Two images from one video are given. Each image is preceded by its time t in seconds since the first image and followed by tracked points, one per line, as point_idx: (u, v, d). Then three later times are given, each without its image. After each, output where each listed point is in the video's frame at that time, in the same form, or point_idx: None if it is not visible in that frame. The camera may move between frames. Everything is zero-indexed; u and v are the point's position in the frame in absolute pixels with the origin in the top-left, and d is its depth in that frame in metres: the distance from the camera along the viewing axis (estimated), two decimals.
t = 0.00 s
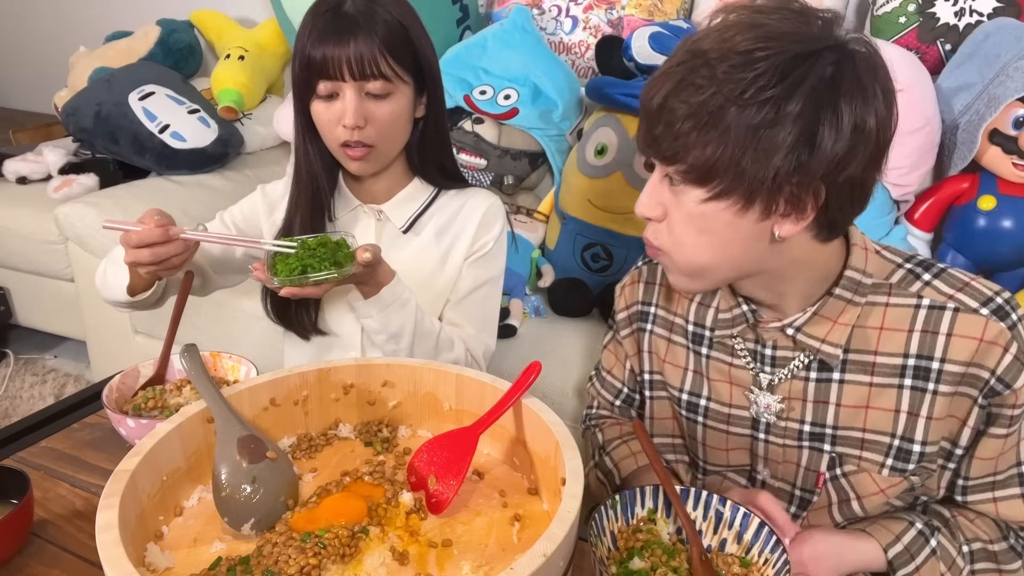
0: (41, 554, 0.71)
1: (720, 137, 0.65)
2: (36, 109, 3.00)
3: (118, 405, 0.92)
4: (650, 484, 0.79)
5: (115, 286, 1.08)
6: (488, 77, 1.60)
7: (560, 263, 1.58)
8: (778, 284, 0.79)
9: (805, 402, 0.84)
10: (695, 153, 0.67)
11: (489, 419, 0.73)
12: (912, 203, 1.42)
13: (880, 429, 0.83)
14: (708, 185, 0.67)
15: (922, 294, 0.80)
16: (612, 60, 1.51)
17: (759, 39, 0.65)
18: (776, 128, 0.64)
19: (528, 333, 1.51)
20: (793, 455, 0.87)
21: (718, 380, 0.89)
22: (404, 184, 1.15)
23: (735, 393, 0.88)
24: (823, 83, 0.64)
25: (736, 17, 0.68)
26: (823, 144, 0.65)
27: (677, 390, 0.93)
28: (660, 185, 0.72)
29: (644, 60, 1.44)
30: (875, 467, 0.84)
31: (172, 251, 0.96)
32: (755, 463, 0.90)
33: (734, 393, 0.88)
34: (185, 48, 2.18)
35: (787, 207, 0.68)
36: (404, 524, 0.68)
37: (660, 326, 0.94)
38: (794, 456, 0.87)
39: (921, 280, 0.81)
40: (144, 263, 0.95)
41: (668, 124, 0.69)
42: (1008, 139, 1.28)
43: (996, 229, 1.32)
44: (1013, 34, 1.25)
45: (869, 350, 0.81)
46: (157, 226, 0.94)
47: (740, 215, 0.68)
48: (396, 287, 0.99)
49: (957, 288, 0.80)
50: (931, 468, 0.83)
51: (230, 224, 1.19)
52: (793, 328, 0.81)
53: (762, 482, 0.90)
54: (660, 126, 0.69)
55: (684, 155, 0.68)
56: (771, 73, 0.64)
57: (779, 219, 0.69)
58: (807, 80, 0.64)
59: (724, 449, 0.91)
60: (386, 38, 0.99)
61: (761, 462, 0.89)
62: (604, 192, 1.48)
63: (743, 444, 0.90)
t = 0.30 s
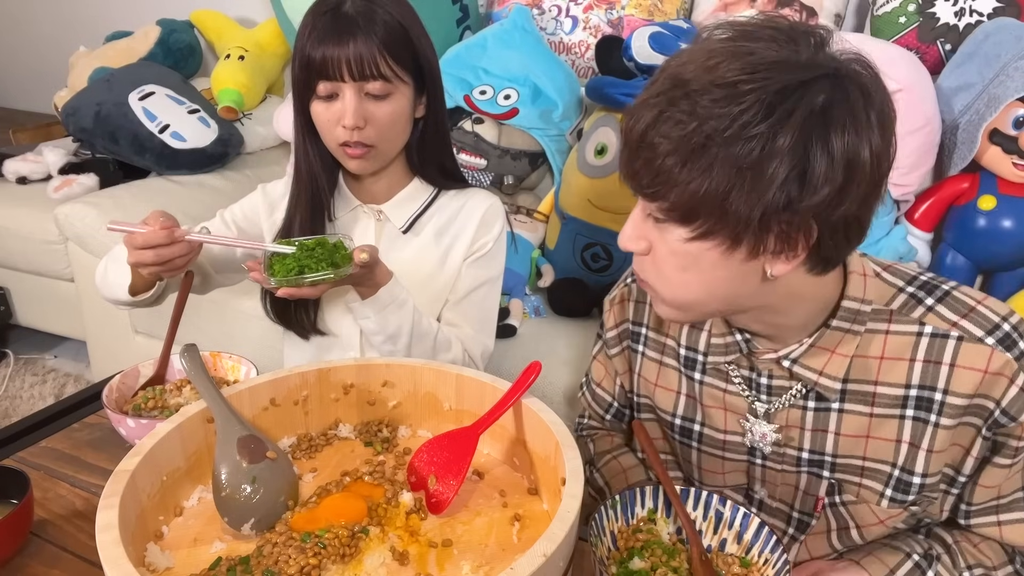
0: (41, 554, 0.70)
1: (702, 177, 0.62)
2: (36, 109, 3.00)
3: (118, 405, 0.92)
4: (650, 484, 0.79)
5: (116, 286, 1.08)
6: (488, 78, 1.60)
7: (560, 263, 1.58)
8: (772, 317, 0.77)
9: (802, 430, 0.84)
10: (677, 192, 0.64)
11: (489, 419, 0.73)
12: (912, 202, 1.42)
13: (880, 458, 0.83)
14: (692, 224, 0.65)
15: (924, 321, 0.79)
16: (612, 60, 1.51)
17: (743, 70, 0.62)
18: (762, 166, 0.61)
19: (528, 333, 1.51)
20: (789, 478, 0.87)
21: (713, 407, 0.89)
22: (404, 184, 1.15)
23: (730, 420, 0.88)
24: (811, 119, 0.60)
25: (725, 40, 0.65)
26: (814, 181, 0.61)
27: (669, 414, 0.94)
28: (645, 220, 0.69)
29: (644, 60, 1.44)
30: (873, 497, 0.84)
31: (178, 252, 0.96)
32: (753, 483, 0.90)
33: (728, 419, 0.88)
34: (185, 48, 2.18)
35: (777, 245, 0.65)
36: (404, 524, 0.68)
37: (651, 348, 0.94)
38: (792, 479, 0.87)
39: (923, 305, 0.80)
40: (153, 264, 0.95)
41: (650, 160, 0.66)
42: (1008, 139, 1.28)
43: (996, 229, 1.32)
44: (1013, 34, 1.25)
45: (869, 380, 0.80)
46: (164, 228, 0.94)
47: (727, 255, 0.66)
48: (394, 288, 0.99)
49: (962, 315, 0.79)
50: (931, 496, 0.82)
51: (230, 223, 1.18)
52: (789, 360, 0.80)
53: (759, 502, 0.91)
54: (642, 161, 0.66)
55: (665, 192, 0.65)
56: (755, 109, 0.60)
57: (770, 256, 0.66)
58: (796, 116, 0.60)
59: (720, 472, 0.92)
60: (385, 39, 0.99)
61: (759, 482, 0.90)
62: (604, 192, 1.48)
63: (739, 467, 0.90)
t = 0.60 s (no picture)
0: (41, 554, 0.71)
1: (712, 158, 0.62)
2: (36, 109, 3.00)
3: (118, 405, 0.92)
4: (651, 484, 0.79)
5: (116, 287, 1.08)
6: (488, 78, 1.60)
7: (560, 263, 1.58)
8: (778, 307, 0.76)
9: (806, 427, 0.83)
10: (686, 174, 0.64)
11: (489, 419, 0.73)
12: (912, 202, 1.42)
13: (882, 453, 0.82)
14: (701, 208, 0.64)
15: (929, 314, 0.79)
16: (612, 60, 1.51)
17: (750, 54, 0.62)
18: (772, 147, 0.61)
19: (528, 333, 1.51)
20: (792, 475, 0.87)
21: (716, 404, 0.89)
22: (405, 184, 1.15)
23: (734, 417, 0.88)
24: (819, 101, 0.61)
25: (731, 27, 0.66)
26: (822, 163, 0.62)
27: (674, 412, 0.94)
28: (652, 208, 0.68)
29: (644, 60, 1.44)
30: (875, 492, 0.83)
31: (177, 262, 0.94)
32: (755, 482, 0.91)
33: (732, 416, 0.88)
34: (185, 48, 2.18)
35: (786, 229, 0.65)
36: (404, 524, 0.68)
37: (656, 346, 0.94)
38: (796, 477, 0.87)
39: (928, 300, 0.80)
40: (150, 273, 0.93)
41: (658, 144, 0.66)
42: (1007, 139, 1.28)
43: (996, 229, 1.32)
44: (1013, 34, 1.25)
45: (874, 374, 0.80)
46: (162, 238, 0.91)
47: (736, 240, 0.65)
48: (392, 288, 0.99)
49: (966, 308, 0.79)
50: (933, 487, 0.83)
51: (230, 221, 1.19)
52: (794, 352, 0.80)
53: (761, 501, 0.91)
54: (650, 145, 0.66)
55: (675, 176, 0.65)
56: (764, 90, 0.61)
57: (778, 241, 0.66)
58: (805, 97, 0.61)
59: (723, 470, 0.92)
60: (386, 37, 0.99)
61: (761, 481, 0.90)
62: (604, 192, 1.48)
63: (743, 465, 0.90)
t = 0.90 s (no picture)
0: (41, 554, 0.71)
1: (722, 111, 0.68)
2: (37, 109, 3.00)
3: (118, 405, 0.92)
4: (652, 484, 0.79)
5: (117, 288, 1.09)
6: (488, 77, 1.60)
7: (560, 263, 1.58)
8: (780, 271, 0.78)
9: (808, 401, 0.83)
10: (700, 126, 0.69)
11: (489, 419, 0.73)
12: (912, 203, 1.42)
13: (880, 428, 0.82)
14: (713, 158, 0.69)
15: (927, 291, 0.80)
16: (612, 60, 1.51)
17: (760, 18, 0.69)
18: (778, 98, 0.66)
19: (528, 333, 1.51)
20: (795, 455, 0.86)
21: (720, 380, 0.89)
22: (406, 185, 1.15)
23: (737, 393, 0.88)
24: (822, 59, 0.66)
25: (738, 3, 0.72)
26: (823, 118, 0.66)
27: (678, 391, 0.93)
28: (666, 168, 0.73)
29: (644, 60, 1.44)
30: (876, 467, 0.83)
31: (171, 267, 0.93)
32: (757, 465, 0.89)
33: (735, 392, 0.88)
34: (185, 48, 2.18)
35: (792, 181, 0.69)
36: (404, 524, 0.68)
37: (665, 327, 0.93)
38: (795, 456, 0.86)
39: (926, 277, 0.81)
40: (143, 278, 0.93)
41: (674, 101, 0.71)
42: (1008, 139, 1.28)
43: (996, 229, 1.32)
44: (1013, 34, 1.25)
45: (873, 347, 0.81)
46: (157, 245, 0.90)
47: (745, 189, 0.69)
48: (388, 290, 0.99)
49: (963, 286, 0.80)
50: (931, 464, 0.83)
51: (230, 221, 1.19)
52: (797, 323, 0.80)
53: (762, 484, 0.90)
54: (667, 104, 0.72)
55: (688, 128, 0.70)
56: (771, 48, 0.67)
57: (784, 194, 0.70)
58: (807, 52, 0.66)
59: (726, 449, 0.91)
60: (392, 28, 1.00)
61: (763, 463, 0.89)
62: (604, 192, 1.48)
63: (745, 444, 0.89)
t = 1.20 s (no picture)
0: (41, 554, 0.71)
1: (721, 87, 0.72)
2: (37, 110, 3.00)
3: (118, 405, 0.92)
4: (652, 484, 0.79)
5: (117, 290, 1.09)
6: (488, 77, 1.60)
7: (560, 263, 1.58)
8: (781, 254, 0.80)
9: (805, 380, 0.84)
10: (701, 101, 0.73)
11: (489, 419, 0.73)
12: (912, 203, 1.42)
13: (877, 406, 0.83)
14: (713, 133, 0.72)
15: (918, 272, 0.81)
16: (611, 60, 1.51)
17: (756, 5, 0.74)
18: (773, 75, 0.70)
19: (528, 333, 1.51)
20: (793, 439, 0.86)
21: (719, 364, 0.89)
22: (406, 185, 1.15)
23: (736, 376, 0.88)
24: (813, 38, 0.71)
25: None
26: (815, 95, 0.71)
27: (677, 377, 0.93)
28: (668, 147, 0.76)
29: (644, 60, 1.45)
30: (873, 445, 0.83)
31: (156, 277, 0.94)
32: (756, 451, 0.89)
33: (735, 376, 0.88)
34: (185, 48, 2.18)
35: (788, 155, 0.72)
36: (404, 524, 0.68)
37: (665, 317, 0.94)
38: (793, 439, 0.86)
39: (917, 259, 0.82)
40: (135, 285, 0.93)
41: (675, 81, 0.75)
42: (1007, 139, 1.28)
43: (996, 229, 1.32)
44: (1013, 34, 1.25)
45: (867, 326, 0.82)
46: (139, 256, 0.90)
47: (744, 162, 0.72)
48: (383, 293, 0.99)
49: (952, 267, 0.81)
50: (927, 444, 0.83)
51: (231, 222, 1.19)
52: (793, 303, 0.82)
53: (761, 472, 0.89)
54: (668, 85, 0.75)
55: (689, 105, 0.74)
56: (766, 30, 0.71)
57: (778, 167, 0.73)
58: (799, 33, 0.71)
59: (725, 435, 0.91)
60: (391, 27, 1.00)
61: (762, 449, 0.88)
62: (604, 192, 1.48)
63: (744, 429, 0.89)
